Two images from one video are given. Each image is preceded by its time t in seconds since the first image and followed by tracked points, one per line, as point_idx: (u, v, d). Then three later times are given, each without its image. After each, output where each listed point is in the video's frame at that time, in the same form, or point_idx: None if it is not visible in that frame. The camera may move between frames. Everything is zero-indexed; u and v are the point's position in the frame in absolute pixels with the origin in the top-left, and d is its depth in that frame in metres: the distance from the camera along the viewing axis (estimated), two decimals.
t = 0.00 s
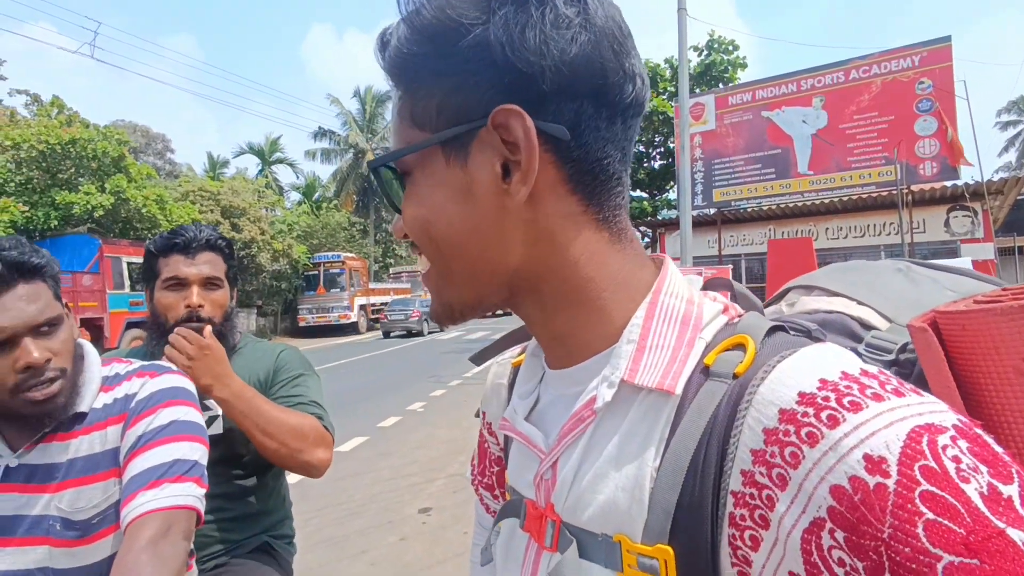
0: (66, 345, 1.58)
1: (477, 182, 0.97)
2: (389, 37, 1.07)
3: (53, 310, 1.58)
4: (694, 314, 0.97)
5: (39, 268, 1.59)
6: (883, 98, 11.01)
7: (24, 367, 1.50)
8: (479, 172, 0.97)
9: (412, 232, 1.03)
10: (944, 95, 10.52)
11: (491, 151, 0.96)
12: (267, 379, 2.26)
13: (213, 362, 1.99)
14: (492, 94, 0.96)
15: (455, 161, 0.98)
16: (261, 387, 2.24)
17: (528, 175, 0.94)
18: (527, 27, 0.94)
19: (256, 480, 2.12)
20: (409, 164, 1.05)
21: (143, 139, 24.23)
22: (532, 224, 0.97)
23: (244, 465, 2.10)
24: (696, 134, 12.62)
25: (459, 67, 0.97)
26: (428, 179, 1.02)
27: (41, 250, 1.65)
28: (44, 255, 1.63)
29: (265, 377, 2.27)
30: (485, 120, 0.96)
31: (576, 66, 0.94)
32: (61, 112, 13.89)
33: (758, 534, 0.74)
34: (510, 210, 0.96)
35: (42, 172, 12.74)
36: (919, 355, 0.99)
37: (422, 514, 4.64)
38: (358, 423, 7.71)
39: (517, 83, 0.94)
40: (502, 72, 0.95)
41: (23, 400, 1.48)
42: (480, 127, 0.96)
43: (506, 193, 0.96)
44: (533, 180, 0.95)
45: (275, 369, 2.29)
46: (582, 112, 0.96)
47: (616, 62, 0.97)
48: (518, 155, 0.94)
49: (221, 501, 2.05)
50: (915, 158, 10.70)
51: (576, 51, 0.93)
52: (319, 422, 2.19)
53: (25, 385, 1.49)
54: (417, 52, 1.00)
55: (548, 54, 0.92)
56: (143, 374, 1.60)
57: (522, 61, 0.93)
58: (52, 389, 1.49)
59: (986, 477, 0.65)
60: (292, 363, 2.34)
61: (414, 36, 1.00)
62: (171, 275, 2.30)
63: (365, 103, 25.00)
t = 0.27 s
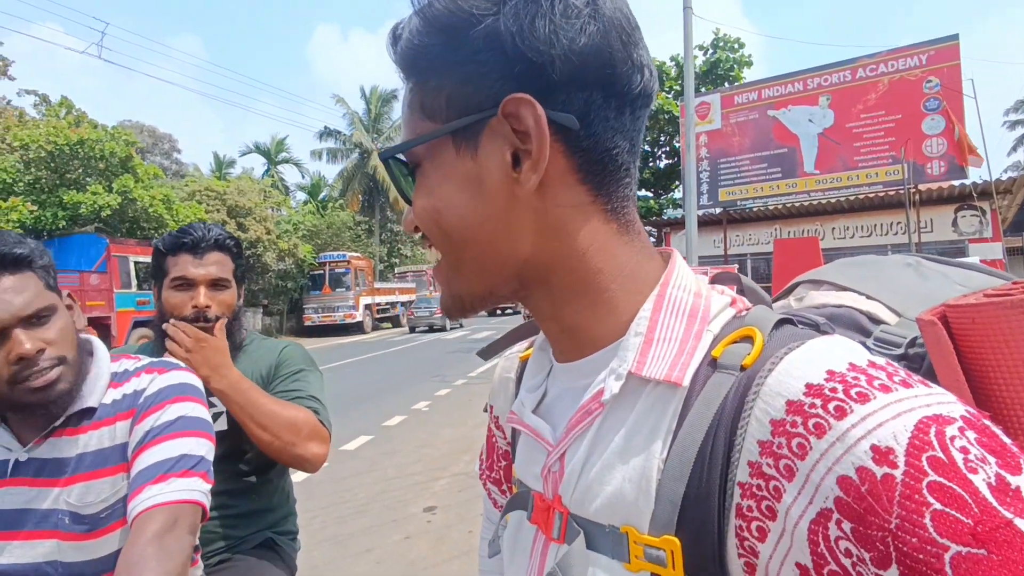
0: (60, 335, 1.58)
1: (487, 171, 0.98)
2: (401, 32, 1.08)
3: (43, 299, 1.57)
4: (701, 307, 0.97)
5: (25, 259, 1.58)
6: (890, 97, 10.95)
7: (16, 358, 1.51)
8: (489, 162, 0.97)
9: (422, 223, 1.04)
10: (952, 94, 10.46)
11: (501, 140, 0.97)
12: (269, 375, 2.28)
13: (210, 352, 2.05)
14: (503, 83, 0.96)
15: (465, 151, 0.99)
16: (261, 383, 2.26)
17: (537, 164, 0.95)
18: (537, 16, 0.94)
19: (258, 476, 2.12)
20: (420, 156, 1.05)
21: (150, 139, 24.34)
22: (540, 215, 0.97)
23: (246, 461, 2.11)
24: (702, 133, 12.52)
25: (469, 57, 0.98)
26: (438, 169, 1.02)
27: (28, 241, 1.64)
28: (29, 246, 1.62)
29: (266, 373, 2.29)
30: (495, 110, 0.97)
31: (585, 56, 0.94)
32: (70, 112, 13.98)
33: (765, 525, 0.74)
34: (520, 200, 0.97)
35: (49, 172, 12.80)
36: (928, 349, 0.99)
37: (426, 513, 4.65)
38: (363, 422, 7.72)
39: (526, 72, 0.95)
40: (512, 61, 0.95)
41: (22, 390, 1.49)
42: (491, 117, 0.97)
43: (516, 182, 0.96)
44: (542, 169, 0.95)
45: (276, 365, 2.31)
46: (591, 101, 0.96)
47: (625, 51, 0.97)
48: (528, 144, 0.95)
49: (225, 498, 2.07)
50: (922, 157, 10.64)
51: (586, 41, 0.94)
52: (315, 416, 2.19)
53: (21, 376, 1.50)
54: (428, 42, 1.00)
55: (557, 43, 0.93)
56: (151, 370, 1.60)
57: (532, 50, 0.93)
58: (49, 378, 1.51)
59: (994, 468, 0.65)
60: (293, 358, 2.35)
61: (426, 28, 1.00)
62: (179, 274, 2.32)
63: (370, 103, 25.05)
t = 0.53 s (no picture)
0: (46, 337, 1.57)
1: (496, 166, 0.97)
2: (413, 30, 1.09)
3: (28, 300, 1.56)
4: (708, 307, 0.97)
5: (8, 259, 1.57)
6: (891, 97, 10.94)
7: None
8: (498, 157, 0.97)
9: (428, 217, 1.03)
10: (953, 94, 10.45)
11: (511, 135, 0.97)
12: (265, 374, 2.29)
13: (196, 348, 2.06)
14: (514, 78, 0.96)
15: (474, 145, 0.99)
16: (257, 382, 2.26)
17: (547, 158, 0.95)
18: (550, 14, 0.95)
19: (255, 477, 2.12)
20: (428, 151, 1.05)
21: (151, 139, 24.34)
22: (548, 211, 0.97)
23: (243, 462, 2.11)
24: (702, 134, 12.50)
25: (481, 53, 0.98)
26: (447, 164, 1.02)
27: (11, 242, 1.63)
28: (12, 246, 1.61)
29: (263, 371, 2.29)
30: (506, 105, 0.97)
31: (596, 54, 0.95)
32: (70, 111, 13.99)
33: (773, 526, 0.74)
34: (528, 196, 0.97)
35: (50, 172, 12.80)
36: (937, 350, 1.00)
37: (427, 513, 4.65)
38: (363, 422, 7.72)
39: (538, 68, 0.95)
40: (524, 58, 0.96)
41: (7, 393, 1.48)
42: (501, 112, 0.97)
43: (525, 177, 0.96)
44: (551, 163, 0.95)
45: (273, 363, 2.31)
46: (601, 99, 0.97)
47: (635, 50, 0.98)
48: (538, 139, 0.95)
49: (223, 499, 2.07)
50: (923, 157, 10.63)
51: (597, 39, 0.95)
52: (305, 412, 2.17)
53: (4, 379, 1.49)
54: (441, 37, 1.01)
55: (569, 39, 0.94)
56: (146, 370, 1.60)
57: (545, 47, 0.94)
58: (35, 381, 1.50)
59: (1006, 469, 0.65)
60: (290, 356, 2.35)
61: (440, 23, 1.01)
62: (178, 275, 2.32)
63: (371, 103, 25.04)
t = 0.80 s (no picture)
0: (48, 336, 1.56)
1: (507, 163, 0.97)
2: (425, 23, 1.08)
3: (32, 299, 1.56)
4: (713, 307, 0.96)
5: (15, 257, 1.57)
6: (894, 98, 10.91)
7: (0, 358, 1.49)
8: (510, 152, 0.96)
9: (437, 213, 1.02)
10: (956, 95, 10.42)
11: (525, 131, 0.96)
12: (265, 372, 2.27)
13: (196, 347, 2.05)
14: (528, 74, 0.96)
15: (486, 141, 0.98)
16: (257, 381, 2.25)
17: (560, 155, 0.94)
18: (566, 10, 0.94)
19: (255, 476, 2.11)
20: (439, 146, 1.04)
21: (153, 137, 24.36)
22: (560, 210, 0.97)
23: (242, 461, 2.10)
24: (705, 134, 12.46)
25: (495, 48, 0.97)
26: (458, 159, 1.01)
27: (19, 241, 1.63)
28: (20, 244, 1.61)
29: (263, 370, 2.28)
30: (520, 101, 0.96)
31: (611, 53, 0.94)
32: (72, 110, 14.00)
33: (776, 528, 0.73)
34: (540, 192, 0.96)
35: (52, 169, 12.81)
36: (941, 348, 0.99)
37: (426, 512, 4.64)
38: (363, 421, 7.72)
39: (554, 64, 0.94)
40: (539, 53, 0.95)
41: (6, 391, 1.48)
42: (515, 108, 0.96)
43: (537, 173, 0.95)
44: (565, 160, 0.94)
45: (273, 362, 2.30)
46: (614, 97, 0.96)
47: (649, 49, 0.97)
48: (551, 135, 0.94)
49: (222, 498, 2.06)
50: (926, 158, 10.61)
51: (612, 37, 0.94)
52: (307, 412, 2.17)
53: (5, 376, 1.49)
54: (453, 31, 0.99)
55: (586, 36, 0.93)
56: (144, 368, 1.59)
57: (561, 43, 0.93)
58: (32, 379, 1.49)
59: (1013, 472, 0.64)
60: (291, 355, 2.34)
61: (455, 16, 0.99)
62: (177, 272, 2.31)
63: (373, 102, 25.03)
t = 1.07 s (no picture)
0: (61, 332, 1.59)
1: (513, 163, 0.98)
2: (431, 24, 1.09)
3: (46, 297, 1.58)
4: (712, 307, 0.97)
5: (30, 256, 1.59)
6: (902, 96, 10.85)
7: (16, 356, 1.52)
8: (516, 153, 0.98)
9: (443, 212, 1.04)
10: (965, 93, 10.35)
11: (531, 132, 0.97)
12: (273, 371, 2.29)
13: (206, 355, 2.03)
14: (535, 75, 0.97)
15: (492, 141, 0.99)
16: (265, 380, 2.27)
17: (566, 155, 0.95)
18: (574, 13, 0.95)
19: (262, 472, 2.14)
20: (445, 145, 1.05)
21: (160, 133, 24.46)
22: (563, 210, 0.98)
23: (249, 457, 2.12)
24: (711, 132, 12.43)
25: (502, 49, 0.98)
26: (464, 159, 1.02)
27: (32, 239, 1.65)
28: (34, 243, 1.63)
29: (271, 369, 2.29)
30: (526, 102, 0.97)
31: (617, 55, 0.95)
32: (80, 105, 14.08)
33: (769, 524, 0.74)
34: (545, 192, 0.97)
35: (60, 164, 12.89)
36: (936, 349, 1.00)
37: (430, 508, 4.66)
38: (367, 417, 7.76)
39: (559, 66, 0.95)
40: (545, 55, 0.96)
41: (20, 387, 1.50)
42: (522, 109, 0.97)
43: (542, 174, 0.97)
44: (569, 161, 0.95)
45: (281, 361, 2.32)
46: (619, 99, 0.97)
47: (654, 52, 0.98)
48: (557, 136, 0.95)
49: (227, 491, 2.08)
50: (934, 157, 10.55)
51: (619, 39, 0.95)
52: (319, 416, 2.20)
53: (19, 373, 1.51)
54: (460, 33, 1.00)
55: (592, 38, 0.94)
56: (153, 364, 1.62)
57: (568, 45, 0.94)
58: (45, 375, 1.51)
59: (1003, 472, 0.64)
60: (299, 354, 2.36)
61: (461, 18, 1.01)
62: (185, 268, 2.34)
63: (379, 98, 25.04)
